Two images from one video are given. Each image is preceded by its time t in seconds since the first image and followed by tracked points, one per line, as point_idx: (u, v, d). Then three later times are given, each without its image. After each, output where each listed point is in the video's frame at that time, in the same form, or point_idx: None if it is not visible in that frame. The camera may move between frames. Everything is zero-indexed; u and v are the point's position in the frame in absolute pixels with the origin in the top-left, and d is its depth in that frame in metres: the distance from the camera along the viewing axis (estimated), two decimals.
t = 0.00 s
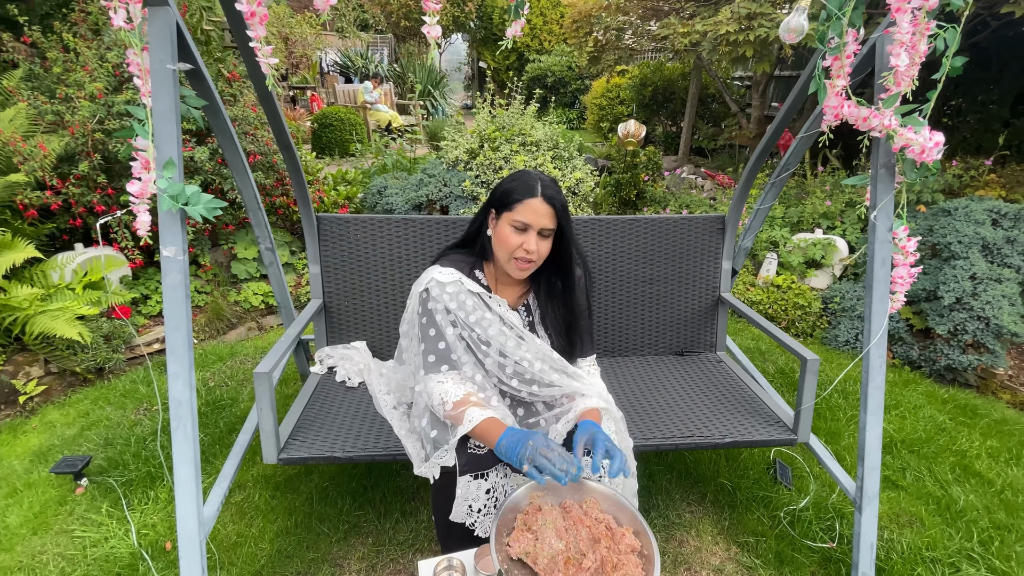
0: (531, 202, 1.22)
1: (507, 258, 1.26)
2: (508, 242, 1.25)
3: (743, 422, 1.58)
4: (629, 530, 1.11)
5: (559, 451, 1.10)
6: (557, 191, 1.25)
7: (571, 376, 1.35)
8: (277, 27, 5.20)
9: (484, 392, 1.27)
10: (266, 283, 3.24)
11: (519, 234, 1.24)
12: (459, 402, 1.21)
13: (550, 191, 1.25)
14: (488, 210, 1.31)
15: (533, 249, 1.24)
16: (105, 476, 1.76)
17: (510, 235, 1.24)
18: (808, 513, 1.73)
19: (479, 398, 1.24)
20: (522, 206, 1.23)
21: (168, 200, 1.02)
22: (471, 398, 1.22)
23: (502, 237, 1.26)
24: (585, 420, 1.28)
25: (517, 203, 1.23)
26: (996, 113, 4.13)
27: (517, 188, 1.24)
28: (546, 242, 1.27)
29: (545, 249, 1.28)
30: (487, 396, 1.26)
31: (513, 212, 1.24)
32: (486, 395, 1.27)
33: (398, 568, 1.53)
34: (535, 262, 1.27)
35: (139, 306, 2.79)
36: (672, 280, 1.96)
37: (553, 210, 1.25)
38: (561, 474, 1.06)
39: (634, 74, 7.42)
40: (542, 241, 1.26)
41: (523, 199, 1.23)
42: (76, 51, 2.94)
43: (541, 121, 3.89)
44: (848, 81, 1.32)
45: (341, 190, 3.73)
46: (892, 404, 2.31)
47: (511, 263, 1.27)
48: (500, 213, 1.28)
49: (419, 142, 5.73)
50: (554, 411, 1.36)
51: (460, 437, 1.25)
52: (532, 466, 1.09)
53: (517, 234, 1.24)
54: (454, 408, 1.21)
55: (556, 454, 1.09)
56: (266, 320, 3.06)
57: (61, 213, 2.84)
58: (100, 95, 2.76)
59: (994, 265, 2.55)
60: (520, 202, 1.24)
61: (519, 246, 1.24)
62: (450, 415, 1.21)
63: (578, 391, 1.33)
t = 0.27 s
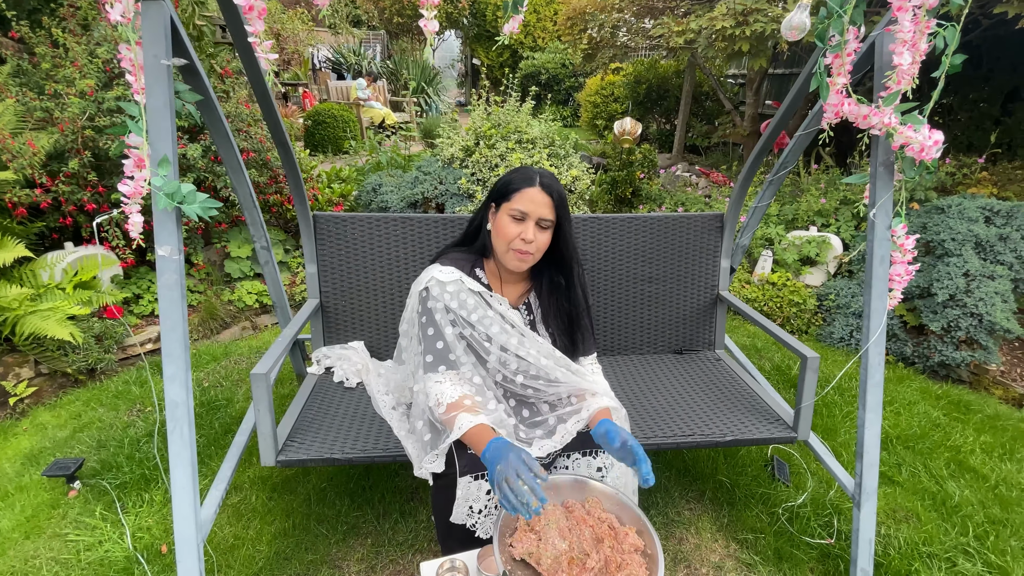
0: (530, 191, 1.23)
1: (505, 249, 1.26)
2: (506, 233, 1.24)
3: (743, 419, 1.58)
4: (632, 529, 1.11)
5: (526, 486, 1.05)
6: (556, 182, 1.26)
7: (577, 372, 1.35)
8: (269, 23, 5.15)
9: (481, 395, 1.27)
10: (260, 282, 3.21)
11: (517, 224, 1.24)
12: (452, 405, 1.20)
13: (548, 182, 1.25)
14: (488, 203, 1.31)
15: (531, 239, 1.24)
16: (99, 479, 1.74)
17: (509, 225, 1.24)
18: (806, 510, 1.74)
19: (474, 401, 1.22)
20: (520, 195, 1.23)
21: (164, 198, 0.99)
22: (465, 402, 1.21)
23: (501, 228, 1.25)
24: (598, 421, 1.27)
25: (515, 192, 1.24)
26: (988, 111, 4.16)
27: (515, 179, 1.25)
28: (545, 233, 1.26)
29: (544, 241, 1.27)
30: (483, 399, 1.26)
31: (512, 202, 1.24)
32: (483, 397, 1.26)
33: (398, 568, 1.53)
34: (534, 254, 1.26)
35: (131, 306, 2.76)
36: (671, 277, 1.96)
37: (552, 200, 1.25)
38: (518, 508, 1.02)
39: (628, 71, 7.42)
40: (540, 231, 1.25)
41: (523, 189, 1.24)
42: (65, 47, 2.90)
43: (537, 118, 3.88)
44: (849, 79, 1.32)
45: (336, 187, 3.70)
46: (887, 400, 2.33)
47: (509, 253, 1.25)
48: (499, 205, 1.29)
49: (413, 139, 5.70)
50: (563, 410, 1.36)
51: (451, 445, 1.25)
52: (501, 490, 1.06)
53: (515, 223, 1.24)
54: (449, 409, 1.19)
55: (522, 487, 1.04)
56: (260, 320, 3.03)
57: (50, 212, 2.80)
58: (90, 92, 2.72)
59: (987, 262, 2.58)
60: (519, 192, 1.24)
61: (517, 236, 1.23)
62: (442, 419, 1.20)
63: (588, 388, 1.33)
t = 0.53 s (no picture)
0: (532, 191, 1.23)
1: (506, 248, 1.25)
2: (507, 232, 1.24)
3: (741, 417, 1.59)
4: (634, 528, 1.11)
5: (510, 467, 1.02)
6: (558, 182, 1.26)
7: (577, 369, 1.35)
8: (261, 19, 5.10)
9: (478, 393, 1.26)
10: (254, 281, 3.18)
11: (518, 223, 1.23)
12: (450, 400, 1.19)
13: (552, 182, 1.25)
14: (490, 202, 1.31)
15: (533, 239, 1.23)
16: (93, 480, 1.71)
17: (510, 224, 1.24)
18: (804, 505, 1.75)
19: (471, 396, 1.22)
20: (523, 194, 1.23)
21: (159, 196, 0.98)
22: (462, 396, 1.20)
23: (502, 227, 1.25)
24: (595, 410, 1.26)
25: (518, 192, 1.24)
26: (979, 109, 4.20)
27: (519, 179, 1.25)
28: (546, 233, 1.26)
29: (545, 240, 1.27)
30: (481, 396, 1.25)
31: (514, 201, 1.24)
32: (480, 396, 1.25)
33: (397, 568, 1.52)
34: (534, 253, 1.25)
35: (123, 305, 2.72)
36: (669, 276, 1.97)
37: (555, 201, 1.25)
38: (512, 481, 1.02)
39: (622, 69, 7.42)
40: (542, 231, 1.25)
41: (525, 189, 1.23)
42: (55, 42, 2.85)
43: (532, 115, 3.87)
44: (846, 77, 1.32)
45: (330, 185, 3.68)
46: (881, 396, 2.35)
47: (509, 252, 1.25)
48: (501, 204, 1.29)
49: (407, 137, 5.67)
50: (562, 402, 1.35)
51: (452, 441, 1.23)
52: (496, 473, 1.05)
53: (516, 222, 1.23)
54: (448, 405, 1.19)
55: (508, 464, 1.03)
56: (255, 319, 3.01)
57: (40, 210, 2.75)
58: (81, 88, 2.68)
59: (979, 259, 2.60)
60: (521, 191, 1.24)
61: (518, 235, 1.23)
62: (440, 415, 1.19)
63: (587, 381, 1.32)
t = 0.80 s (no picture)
0: (532, 189, 1.22)
1: (505, 247, 1.25)
2: (507, 230, 1.23)
3: (740, 416, 1.59)
4: (636, 527, 1.11)
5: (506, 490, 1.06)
6: (558, 180, 1.25)
7: (576, 371, 1.34)
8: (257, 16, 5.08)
9: (479, 394, 1.26)
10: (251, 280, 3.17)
11: (518, 221, 1.23)
12: (451, 402, 1.19)
13: (551, 180, 1.25)
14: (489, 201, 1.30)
15: (532, 237, 1.23)
16: (90, 482, 1.70)
17: (510, 223, 1.23)
18: (802, 503, 1.76)
19: (471, 399, 1.21)
20: (523, 193, 1.23)
21: (158, 195, 0.98)
22: (462, 399, 1.20)
23: (502, 225, 1.24)
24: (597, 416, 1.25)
25: (518, 190, 1.23)
26: (974, 108, 4.22)
27: (518, 177, 1.25)
28: (546, 231, 1.26)
29: (545, 239, 1.27)
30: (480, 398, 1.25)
31: (514, 200, 1.23)
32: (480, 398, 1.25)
33: (397, 568, 1.52)
34: (534, 251, 1.25)
35: (118, 305, 2.70)
36: (668, 275, 1.97)
37: (554, 199, 1.25)
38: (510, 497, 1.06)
39: (619, 67, 7.42)
40: (542, 229, 1.25)
41: (525, 187, 1.23)
42: (48, 40, 2.83)
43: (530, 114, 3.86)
44: (846, 77, 1.32)
45: (327, 184, 3.67)
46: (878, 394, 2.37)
47: (509, 251, 1.25)
48: (501, 203, 1.28)
49: (404, 135, 5.66)
50: (563, 406, 1.34)
51: (452, 444, 1.23)
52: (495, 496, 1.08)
53: (516, 221, 1.23)
54: (450, 407, 1.19)
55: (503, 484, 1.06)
56: (251, 318, 2.99)
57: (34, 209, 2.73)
58: (75, 86, 2.66)
59: (975, 257, 2.62)
60: (521, 190, 1.23)
61: (518, 233, 1.23)
62: (441, 416, 1.19)
63: (587, 386, 1.31)
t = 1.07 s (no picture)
0: (535, 189, 1.22)
1: (508, 246, 1.25)
2: (510, 230, 1.23)
3: (742, 415, 1.59)
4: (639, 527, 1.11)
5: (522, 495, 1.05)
6: (561, 179, 1.25)
7: (579, 372, 1.34)
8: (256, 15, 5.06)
9: (482, 395, 1.25)
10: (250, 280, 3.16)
11: (521, 221, 1.23)
12: (456, 403, 1.19)
13: (554, 180, 1.24)
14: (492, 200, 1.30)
15: (535, 237, 1.22)
16: (90, 482, 1.70)
17: (513, 222, 1.23)
18: (804, 503, 1.76)
19: (475, 400, 1.21)
20: (526, 192, 1.22)
21: (159, 195, 0.97)
22: (468, 400, 1.20)
23: (505, 225, 1.24)
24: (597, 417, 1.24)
25: (521, 189, 1.23)
26: (973, 107, 4.22)
27: (521, 176, 1.24)
28: (549, 231, 1.25)
29: (547, 239, 1.26)
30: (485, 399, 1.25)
31: (517, 199, 1.23)
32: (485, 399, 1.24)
33: (399, 569, 1.51)
34: (537, 251, 1.25)
35: (118, 304, 2.69)
36: (669, 274, 1.97)
37: (557, 198, 1.24)
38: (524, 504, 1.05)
39: (618, 66, 7.42)
40: (544, 229, 1.24)
41: (528, 187, 1.23)
42: (47, 38, 2.81)
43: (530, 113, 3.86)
44: (849, 76, 1.32)
45: (326, 183, 3.66)
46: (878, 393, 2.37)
47: (512, 251, 1.24)
48: (503, 202, 1.28)
49: (403, 134, 5.65)
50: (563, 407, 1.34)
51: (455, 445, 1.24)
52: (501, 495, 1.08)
53: (519, 220, 1.23)
54: (453, 408, 1.18)
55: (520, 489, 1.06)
56: (251, 318, 2.99)
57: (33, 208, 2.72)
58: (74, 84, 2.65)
59: (975, 257, 2.63)
60: (524, 189, 1.23)
61: (521, 233, 1.22)
62: (445, 417, 1.18)
63: (588, 386, 1.31)
